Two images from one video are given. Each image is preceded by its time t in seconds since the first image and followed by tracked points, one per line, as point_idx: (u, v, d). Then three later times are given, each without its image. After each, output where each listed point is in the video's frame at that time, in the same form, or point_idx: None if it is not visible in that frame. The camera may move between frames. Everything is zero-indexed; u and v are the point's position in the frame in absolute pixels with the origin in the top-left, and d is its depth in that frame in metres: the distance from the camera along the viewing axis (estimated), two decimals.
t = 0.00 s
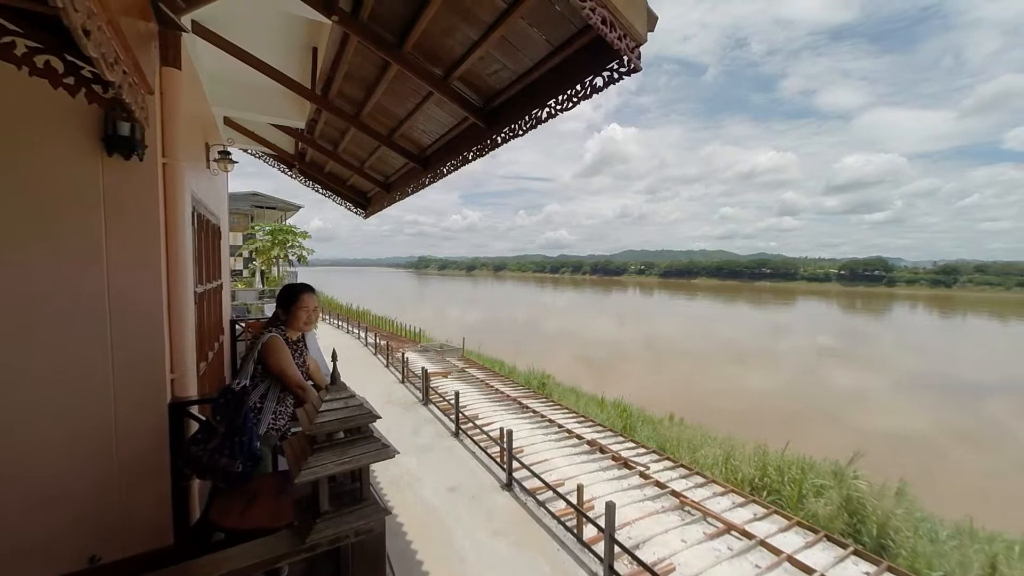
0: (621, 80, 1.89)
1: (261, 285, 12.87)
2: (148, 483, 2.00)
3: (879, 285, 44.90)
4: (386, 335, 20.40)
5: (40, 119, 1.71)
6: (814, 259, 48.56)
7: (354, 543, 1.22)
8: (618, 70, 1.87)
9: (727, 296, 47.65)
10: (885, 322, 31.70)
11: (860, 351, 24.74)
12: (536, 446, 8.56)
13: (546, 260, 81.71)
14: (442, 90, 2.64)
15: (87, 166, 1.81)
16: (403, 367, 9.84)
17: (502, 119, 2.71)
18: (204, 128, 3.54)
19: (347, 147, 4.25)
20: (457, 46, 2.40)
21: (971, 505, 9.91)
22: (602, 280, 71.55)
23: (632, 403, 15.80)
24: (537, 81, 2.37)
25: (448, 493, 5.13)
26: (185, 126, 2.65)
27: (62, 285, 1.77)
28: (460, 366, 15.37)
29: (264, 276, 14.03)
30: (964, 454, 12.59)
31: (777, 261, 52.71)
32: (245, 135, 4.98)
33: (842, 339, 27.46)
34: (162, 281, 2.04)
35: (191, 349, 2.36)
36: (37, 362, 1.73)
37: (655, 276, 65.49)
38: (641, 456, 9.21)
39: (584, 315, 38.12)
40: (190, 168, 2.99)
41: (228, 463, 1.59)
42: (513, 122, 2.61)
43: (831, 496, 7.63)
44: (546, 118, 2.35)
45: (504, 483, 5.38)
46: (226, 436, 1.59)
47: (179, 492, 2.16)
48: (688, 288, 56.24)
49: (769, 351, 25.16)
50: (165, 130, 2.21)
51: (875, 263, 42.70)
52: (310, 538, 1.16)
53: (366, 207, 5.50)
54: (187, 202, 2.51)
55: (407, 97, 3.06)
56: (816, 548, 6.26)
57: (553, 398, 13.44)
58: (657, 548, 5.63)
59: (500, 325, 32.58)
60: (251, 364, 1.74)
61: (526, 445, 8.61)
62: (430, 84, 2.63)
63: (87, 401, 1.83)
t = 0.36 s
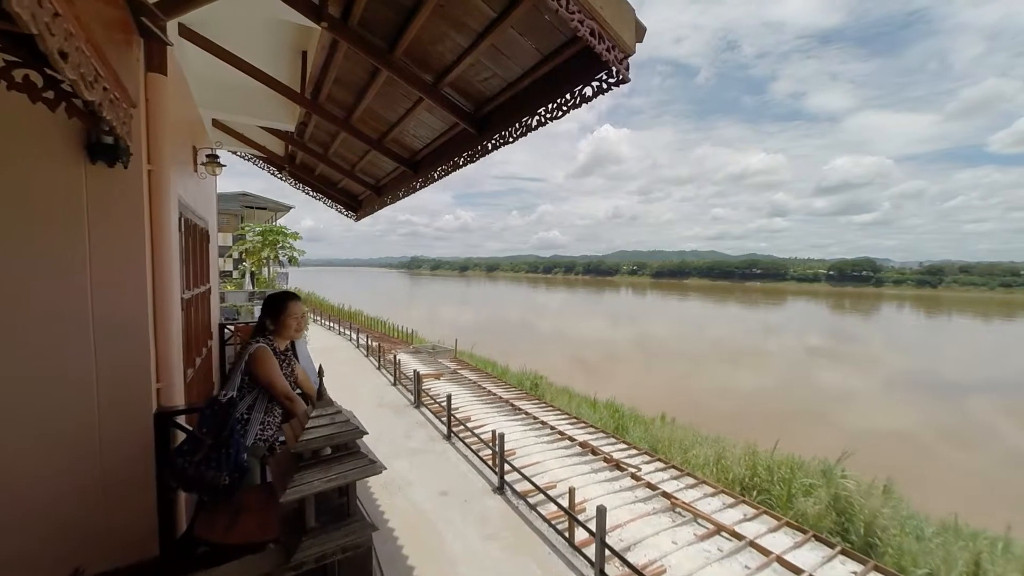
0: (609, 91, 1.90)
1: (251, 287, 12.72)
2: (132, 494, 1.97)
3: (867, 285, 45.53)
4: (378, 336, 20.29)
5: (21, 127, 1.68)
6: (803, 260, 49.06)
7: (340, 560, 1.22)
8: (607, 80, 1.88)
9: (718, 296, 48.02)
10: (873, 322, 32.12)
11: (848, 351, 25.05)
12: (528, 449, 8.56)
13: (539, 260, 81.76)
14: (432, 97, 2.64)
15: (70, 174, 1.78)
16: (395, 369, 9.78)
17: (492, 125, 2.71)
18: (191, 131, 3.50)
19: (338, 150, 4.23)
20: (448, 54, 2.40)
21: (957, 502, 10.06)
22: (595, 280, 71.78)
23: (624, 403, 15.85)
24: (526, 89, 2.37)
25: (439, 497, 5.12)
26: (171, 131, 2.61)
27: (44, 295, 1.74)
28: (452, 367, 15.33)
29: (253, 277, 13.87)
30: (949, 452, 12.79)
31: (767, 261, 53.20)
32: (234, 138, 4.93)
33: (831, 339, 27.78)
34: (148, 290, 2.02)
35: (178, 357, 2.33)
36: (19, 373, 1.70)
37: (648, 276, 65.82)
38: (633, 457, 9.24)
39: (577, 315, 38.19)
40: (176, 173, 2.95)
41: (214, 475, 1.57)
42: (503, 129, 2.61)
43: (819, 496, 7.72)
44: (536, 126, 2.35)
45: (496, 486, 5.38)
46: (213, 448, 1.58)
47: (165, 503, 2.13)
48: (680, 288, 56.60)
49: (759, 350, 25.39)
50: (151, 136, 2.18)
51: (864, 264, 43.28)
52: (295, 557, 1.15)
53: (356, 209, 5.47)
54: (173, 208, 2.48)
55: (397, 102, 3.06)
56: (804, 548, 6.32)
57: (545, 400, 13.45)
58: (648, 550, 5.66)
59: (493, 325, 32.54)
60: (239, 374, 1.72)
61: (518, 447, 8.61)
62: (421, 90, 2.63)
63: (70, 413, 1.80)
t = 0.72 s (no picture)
0: (600, 101, 1.90)
1: (241, 289, 12.60)
2: (120, 505, 1.95)
3: (857, 284, 46.08)
4: (371, 337, 20.20)
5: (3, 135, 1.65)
6: (795, 260, 49.49)
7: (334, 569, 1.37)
8: (597, 91, 1.88)
9: (711, 296, 48.34)
10: (862, 322, 32.47)
11: (839, 350, 25.33)
12: (521, 451, 8.56)
13: (533, 260, 81.74)
14: (424, 103, 2.64)
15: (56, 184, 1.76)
16: (388, 371, 9.76)
17: (484, 132, 2.71)
18: (180, 136, 3.48)
19: (329, 154, 4.21)
20: (439, 60, 2.40)
21: (945, 499, 10.19)
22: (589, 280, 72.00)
23: (618, 403, 15.91)
24: (518, 97, 2.37)
25: (432, 501, 5.11)
26: (159, 136, 2.58)
27: (29, 305, 1.72)
28: (446, 369, 15.29)
29: (244, 279, 13.73)
30: (937, 450, 12.95)
31: (759, 261, 53.59)
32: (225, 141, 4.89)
33: (822, 338, 28.04)
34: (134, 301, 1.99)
35: (167, 367, 2.30)
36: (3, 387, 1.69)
37: (641, 276, 66.06)
38: (626, 458, 9.28)
39: (571, 315, 38.24)
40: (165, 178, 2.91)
41: (203, 489, 1.55)
42: (494, 136, 2.61)
43: (810, 494, 7.79)
44: (527, 134, 2.35)
45: (489, 490, 5.38)
46: (202, 461, 1.56)
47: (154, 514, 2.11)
48: (673, 288, 56.90)
49: (752, 350, 25.56)
50: (138, 144, 2.15)
51: (854, 264, 43.80)
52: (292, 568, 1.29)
53: (349, 213, 5.46)
54: (162, 216, 2.45)
55: (389, 108, 3.05)
56: (794, 548, 6.38)
57: (538, 401, 13.45)
58: (640, 552, 5.68)
59: (487, 326, 32.50)
60: (228, 386, 1.71)
61: (511, 449, 8.61)
62: (412, 96, 2.62)
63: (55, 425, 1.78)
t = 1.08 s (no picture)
0: (587, 113, 1.91)
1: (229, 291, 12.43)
2: (103, 521, 1.91)
3: (844, 284, 46.81)
4: (362, 338, 20.07)
5: None
6: (783, 260, 50.02)
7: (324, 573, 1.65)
8: (584, 103, 1.89)
9: (701, 296, 48.73)
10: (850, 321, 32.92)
11: (826, 348, 25.72)
12: (513, 453, 8.57)
13: (524, 259, 81.74)
14: (413, 111, 2.63)
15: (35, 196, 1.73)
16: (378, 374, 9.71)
17: (474, 140, 2.71)
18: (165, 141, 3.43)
19: (318, 158, 4.19)
20: (428, 69, 2.40)
21: (929, 496, 10.36)
22: (580, 280, 72.22)
23: (609, 403, 15.95)
24: (507, 105, 2.38)
25: (423, 506, 5.10)
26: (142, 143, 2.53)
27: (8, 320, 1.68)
28: (437, 370, 15.24)
29: (233, 280, 13.55)
30: (922, 447, 13.17)
31: (749, 261, 54.10)
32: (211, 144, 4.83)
33: (810, 337, 28.39)
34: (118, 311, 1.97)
35: (150, 378, 2.27)
36: None
37: (632, 276, 66.37)
38: (616, 459, 9.32)
39: (562, 315, 38.29)
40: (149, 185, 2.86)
41: (188, 505, 1.54)
42: (484, 144, 2.61)
43: (797, 493, 7.88)
44: (516, 144, 2.36)
45: (480, 494, 5.38)
46: (186, 477, 1.55)
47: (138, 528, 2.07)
48: (665, 288, 57.26)
49: (741, 348, 25.78)
50: (120, 152, 2.11)
51: (841, 264, 44.47)
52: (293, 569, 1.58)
53: (338, 216, 5.43)
54: (146, 224, 2.42)
55: (378, 114, 3.03)
56: (782, 547, 6.45)
57: (530, 402, 13.46)
58: (630, 553, 5.72)
59: (479, 326, 32.43)
60: (213, 400, 1.70)
61: (502, 451, 8.61)
62: (400, 105, 2.63)
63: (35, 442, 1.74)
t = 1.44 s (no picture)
0: (573, 124, 1.93)
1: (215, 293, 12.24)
2: (82, 536, 1.88)
3: (830, 283, 47.60)
4: (350, 340, 19.93)
5: None
6: (771, 260, 50.62)
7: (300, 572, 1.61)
8: (570, 114, 1.90)
9: (691, 296, 49.14)
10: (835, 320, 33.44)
11: (812, 347, 26.14)
12: (503, 455, 8.57)
13: (515, 260, 81.75)
14: (401, 118, 2.63)
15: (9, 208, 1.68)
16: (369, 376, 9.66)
17: (461, 146, 2.71)
18: (147, 145, 3.37)
19: (305, 162, 4.16)
20: (415, 77, 2.40)
21: (912, 492, 10.55)
22: (571, 280, 72.36)
23: (600, 403, 16.01)
24: (494, 114, 2.38)
25: (412, 510, 5.08)
26: (123, 149, 2.48)
27: None
28: (427, 372, 15.17)
29: (219, 282, 13.34)
30: (905, 444, 13.41)
31: (737, 261, 54.66)
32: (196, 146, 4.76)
33: (797, 336, 28.79)
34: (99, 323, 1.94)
35: (131, 390, 2.23)
36: None
37: (622, 276, 66.72)
38: (606, 460, 9.36)
39: (553, 315, 38.36)
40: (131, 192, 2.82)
41: (170, 520, 1.53)
42: (471, 152, 2.62)
43: (783, 492, 7.97)
44: (503, 152, 2.36)
45: (470, 498, 5.36)
46: (168, 491, 1.53)
47: (116, 543, 2.03)
48: (654, 288, 57.67)
49: (730, 348, 26.06)
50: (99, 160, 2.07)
51: (827, 264, 45.24)
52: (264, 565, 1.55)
53: (326, 219, 5.40)
54: (127, 232, 2.38)
55: (365, 120, 3.02)
56: (768, 546, 6.52)
57: (520, 403, 13.47)
58: (620, 555, 5.74)
59: (470, 326, 32.35)
60: (196, 413, 1.68)
61: (492, 453, 8.60)
62: (387, 112, 2.62)
63: (11, 458, 1.69)
